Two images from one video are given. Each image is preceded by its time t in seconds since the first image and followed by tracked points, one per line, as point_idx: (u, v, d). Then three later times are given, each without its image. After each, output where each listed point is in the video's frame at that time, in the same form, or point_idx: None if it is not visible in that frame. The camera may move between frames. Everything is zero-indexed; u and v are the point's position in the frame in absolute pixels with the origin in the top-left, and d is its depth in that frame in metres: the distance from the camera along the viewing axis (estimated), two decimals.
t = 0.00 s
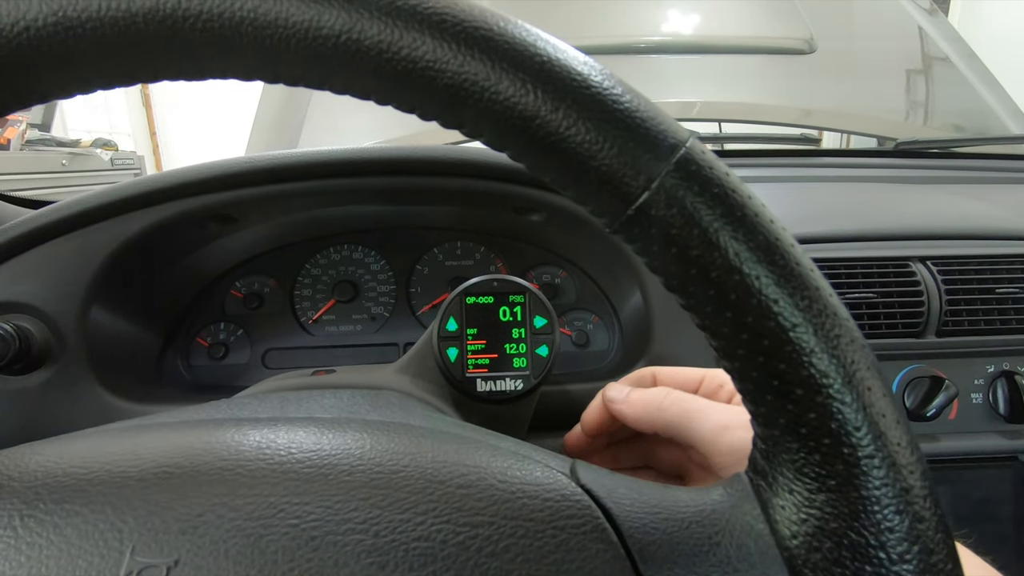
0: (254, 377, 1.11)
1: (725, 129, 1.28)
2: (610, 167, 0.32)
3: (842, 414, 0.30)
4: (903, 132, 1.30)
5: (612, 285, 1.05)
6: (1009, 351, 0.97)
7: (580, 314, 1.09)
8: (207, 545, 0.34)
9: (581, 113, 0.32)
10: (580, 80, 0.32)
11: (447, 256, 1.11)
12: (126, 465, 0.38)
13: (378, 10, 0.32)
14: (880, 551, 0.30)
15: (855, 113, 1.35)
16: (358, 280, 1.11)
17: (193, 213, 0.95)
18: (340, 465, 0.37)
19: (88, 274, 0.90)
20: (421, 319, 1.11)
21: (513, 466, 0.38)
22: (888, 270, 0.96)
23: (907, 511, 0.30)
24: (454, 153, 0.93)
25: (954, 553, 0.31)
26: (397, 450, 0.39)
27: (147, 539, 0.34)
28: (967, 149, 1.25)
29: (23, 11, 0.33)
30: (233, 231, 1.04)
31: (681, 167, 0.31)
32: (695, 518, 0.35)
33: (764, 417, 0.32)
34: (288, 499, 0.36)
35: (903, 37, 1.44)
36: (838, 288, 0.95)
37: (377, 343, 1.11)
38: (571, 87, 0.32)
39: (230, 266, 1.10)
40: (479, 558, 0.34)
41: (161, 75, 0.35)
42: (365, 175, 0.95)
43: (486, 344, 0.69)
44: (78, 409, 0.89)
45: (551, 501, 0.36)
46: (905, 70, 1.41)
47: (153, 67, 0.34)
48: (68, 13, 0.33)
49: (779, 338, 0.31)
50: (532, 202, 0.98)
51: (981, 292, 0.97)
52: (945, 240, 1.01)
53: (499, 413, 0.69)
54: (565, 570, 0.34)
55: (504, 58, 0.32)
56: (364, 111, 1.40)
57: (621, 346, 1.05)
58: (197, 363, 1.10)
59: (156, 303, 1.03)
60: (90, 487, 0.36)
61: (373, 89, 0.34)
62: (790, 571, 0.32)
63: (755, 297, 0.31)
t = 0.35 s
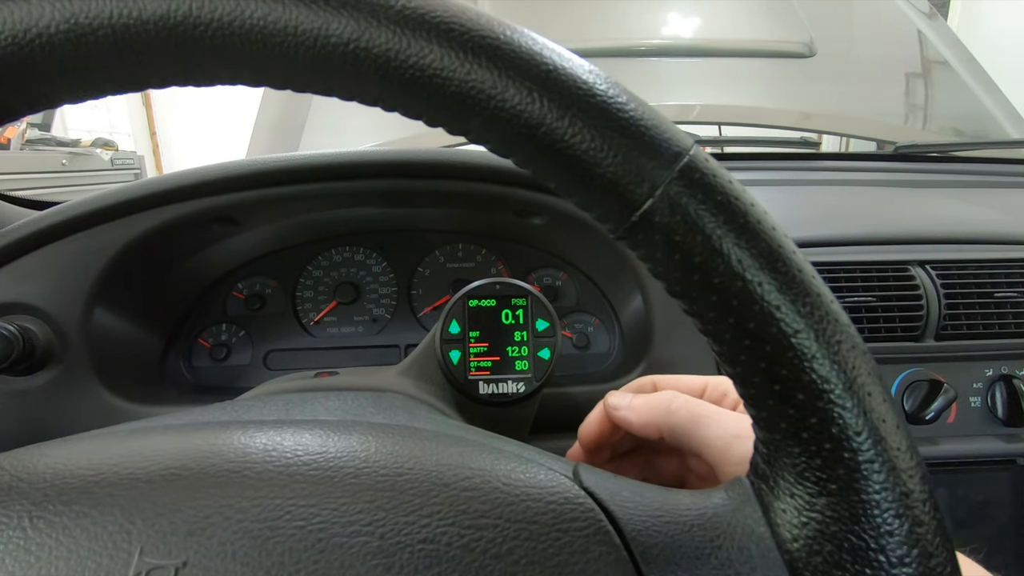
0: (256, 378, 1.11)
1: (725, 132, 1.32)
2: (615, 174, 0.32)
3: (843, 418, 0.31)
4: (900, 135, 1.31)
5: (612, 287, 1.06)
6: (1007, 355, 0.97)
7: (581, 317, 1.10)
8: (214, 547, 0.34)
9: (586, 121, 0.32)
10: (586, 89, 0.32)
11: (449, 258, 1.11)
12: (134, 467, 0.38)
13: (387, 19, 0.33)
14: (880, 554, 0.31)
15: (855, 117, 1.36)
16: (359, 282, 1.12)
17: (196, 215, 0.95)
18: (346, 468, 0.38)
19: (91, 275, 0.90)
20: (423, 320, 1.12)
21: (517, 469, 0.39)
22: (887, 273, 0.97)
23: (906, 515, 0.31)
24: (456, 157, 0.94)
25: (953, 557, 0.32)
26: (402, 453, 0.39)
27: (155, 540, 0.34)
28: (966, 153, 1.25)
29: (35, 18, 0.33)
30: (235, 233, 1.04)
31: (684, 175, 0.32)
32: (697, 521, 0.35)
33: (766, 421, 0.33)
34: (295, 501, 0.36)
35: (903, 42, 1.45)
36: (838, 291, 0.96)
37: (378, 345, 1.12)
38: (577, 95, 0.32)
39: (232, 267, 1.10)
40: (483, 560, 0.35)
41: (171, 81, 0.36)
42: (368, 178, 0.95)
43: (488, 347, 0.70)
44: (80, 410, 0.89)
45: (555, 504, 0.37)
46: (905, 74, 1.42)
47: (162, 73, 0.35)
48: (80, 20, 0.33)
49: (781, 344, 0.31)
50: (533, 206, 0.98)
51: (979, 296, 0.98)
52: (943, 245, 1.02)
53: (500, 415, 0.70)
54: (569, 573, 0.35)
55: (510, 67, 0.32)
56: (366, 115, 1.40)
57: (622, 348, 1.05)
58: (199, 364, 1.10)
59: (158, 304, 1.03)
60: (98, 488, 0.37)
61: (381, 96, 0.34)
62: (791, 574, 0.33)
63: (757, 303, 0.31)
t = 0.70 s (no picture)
0: (252, 376, 1.11)
1: (723, 131, 1.32)
2: (609, 167, 0.32)
3: (838, 414, 0.30)
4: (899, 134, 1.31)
5: (609, 285, 1.05)
6: (1005, 353, 0.97)
7: (578, 315, 1.09)
8: (203, 543, 0.34)
9: (580, 112, 0.32)
10: (580, 80, 0.32)
11: (446, 256, 1.11)
12: (124, 462, 0.38)
13: (379, 9, 0.32)
14: (875, 551, 0.30)
15: (853, 116, 1.35)
16: (355, 280, 1.11)
17: (191, 211, 0.95)
18: (338, 463, 0.37)
19: (85, 272, 0.89)
20: (419, 319, 1.11)
21: (511, 465, 0.38)
22: (884, 272, 0.97)
23: (902, 511, 0.30)
24: (453, 154, 0.93)
25: (950, 554, 0.31)
26: (394, 449, 0.39)
27: (144, 536, 0.34)
28: (964, 152, 1.25)
29: (23, 7, 0.33)
30: (231, 230, 1.04)
31: (680, 167, 0.31)
32: (691, 517, 0.35)
33: (761, 417, 0.32)
34: (286, 497, 0.36)
35: (902, 41, 1.45)
36: (835, 289, 0.96)
37: (374, 342, 1.11)
38: (571, 87, 0.32)
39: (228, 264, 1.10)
40: (476, 557, 0.34)
41: (161, 72, 0.35)
42: (364, 174, 0.95)
43: (484, 343, 0.70)
44: (74, 407, 0.89)
45: (549, 499, 0.36)
46: (904, 74, 1.42)
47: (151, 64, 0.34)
48: (69, 10, 0.33)
49: (776, 338, 0.31)
50: (530, 203, 0.98)
51: (976, 294, 0.98)
52: (942, 244, 1.01)
53: (496, 413, 0.69)
54: (562, 570, 0.34)
55: (504, 58, 0.32)
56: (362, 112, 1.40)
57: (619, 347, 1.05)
58: (194, 362, 1.10)
59: (153, 301, 1.02)
60: (86, 484, 0.36)
61: (372, 88, 0.34)
62: (786, 571, 0.32)
63: (753, 297, 0.31)
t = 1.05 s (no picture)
0: (256, 377, 1.11)
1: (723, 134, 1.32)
2: (619, 172, 0.32)
3: (844, 414, 0.31)
4: (900, 138, 1.31)
5: (612, 287, 1.06)
6: (1005, 355, 0.97)
7: (580, 316, 1.10)
8: (220, 541, 0.35)
9: (591, 119, 0.33)
10: (591, 87, 0.33)
11: (449, 258, 1.12)
12: (140, 461, 0.38)
13: (394, 17, 0.33)
14: (881, 548, 0.31)
15: (854, 119, 1.36)
16: (360, 281, 1.12)
17: (197, 213, 0.96)
18: (351, 463, 0.38)
19: (92, 273, 0.90)
20: (423, 320, 1.12)
21: (521, 465, 0.39)
22: (886, 274, 0.97)
23: (907, 509, 0.31)
24: (457, 157, 0.94)
25: (954, 551, 0.32)
26: (406, 449, 0.39)
27: (162, 534, 0.35)
28: (964, 155, 1.26)
29: (45, 14, 0.33)
30: (236, 231, 1.04)
31: (689, 173, 0.32)
32: (699, 516, 0.36)
33: (768, 417, 0.33)
34: (300, 495, 0.36)
35: (903, 44, 1.45)
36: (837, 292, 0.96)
37: (378, 343, 1.12)
38: (582, 94, 0.33)
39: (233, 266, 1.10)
40: (488, 554, 0.35)
41: (179, 77, 0.36)
42: (369, 177, 0.96)
43: (490, 344, 0.70)
44: (81, 407, 0.90)
45: (559, 499, 0.37)
46: (904, 76, 1.42)
47: (169, 70, 0.35)
48: (89, 18, 0.33)
49: (783, 340, 0.31)
50: (534, 205, 0.99)
51: (977, 297, 0.99)
52: (942, 246, 1.02)
53: (502, 414, 0.70)
54: (572, 567, 0.35)
55: (517, 65, 0.33)
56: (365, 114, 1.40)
57: (622, 348, 1.06)
58: (199, 363, 1.10)
59: (159, 302, 1.03)
60: (104, 482, 0.37)
61: (388, 94, 0.35)
62: (792, 568, 0.33)
63: (760, 300, 0.32)
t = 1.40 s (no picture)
0: (256, 376, 1.11)
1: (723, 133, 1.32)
2: (615, 171, 0.33)
3: (840, 413, 0.31)
4: (899, 136, 1.32)
5: (611, 286, 1.06)
6: (1004, 354, 0.98)
7: (580, 316, 1.10)
8: (217, 539, 0.35)
9: (586, 117, 0.33)
10: (586, 86, 0.33)
11: (448, 257, 1.12)
12: (137, 459, 0.38)
13: (390, 16, 0.33)
14: (876, 547, 0.31)
15: (854, 119, 1.36)
16: (359, 280, 1.12)
17: (196, 212, 0.96)
18: (348, 462, 0.38)
19: (91, 273, 0.90)
20: (422, 319, 1.12)
21: (517, 464, 0.39)
22: (884, 274, 0.97)
23: (902, 508, 0.31)
24: (456, 156, 0.94)
25: (949, 550, 0.32)
26: (402, 447, 0.40)
27: (158, 533, 0.35)
28: (964, 154, 1.26)
29: (41, 14, 0.33)
30: (235, 231, 1.05)
31: (685, 171, 0.32)
32: (695, 515, 0.36)
33: (764, 416, 0.33)
34: (297, 494, 0.36)
35: (903, 43, 1.45)
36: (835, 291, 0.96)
37: (378, 343, 1.12)
38: (578, 92, 0.33)
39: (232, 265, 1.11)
40: (485, 553, 0.35)
41: (175, 77, 0.36)
42: (368, 176, 0.96)
43: (488, 343, 0.70)
44: (80, 406, 0.90)
45: (555, 497, 0.37)
46: (903, 76, 1.42)
47: (166, 69, 0.35)
48: (86, 17, 0.33)
49: (779, 339, 0.31)
50: (532, 204, 0.99)
51: (976, 296, 0.99)
52: (941, 245, 1.02)
53: (500, 413, 0.70)
54: (568, 565, 0.35)
55: (512, 64, 0.33)
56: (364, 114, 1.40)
57: (621, 347, 1.06)
58: (198, 362, 1.11)
59: (158, 302, 1.03)
60: (101, 481, 0.37)
61: (383, 93, 0.35)
62: (788, 566, 0.33)
63: (756, 299, 0.32)
